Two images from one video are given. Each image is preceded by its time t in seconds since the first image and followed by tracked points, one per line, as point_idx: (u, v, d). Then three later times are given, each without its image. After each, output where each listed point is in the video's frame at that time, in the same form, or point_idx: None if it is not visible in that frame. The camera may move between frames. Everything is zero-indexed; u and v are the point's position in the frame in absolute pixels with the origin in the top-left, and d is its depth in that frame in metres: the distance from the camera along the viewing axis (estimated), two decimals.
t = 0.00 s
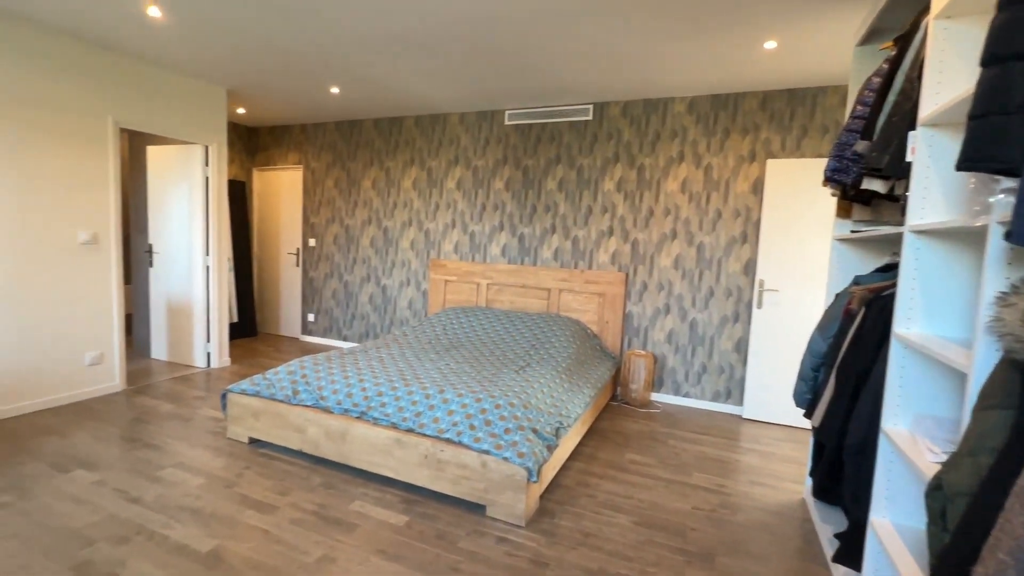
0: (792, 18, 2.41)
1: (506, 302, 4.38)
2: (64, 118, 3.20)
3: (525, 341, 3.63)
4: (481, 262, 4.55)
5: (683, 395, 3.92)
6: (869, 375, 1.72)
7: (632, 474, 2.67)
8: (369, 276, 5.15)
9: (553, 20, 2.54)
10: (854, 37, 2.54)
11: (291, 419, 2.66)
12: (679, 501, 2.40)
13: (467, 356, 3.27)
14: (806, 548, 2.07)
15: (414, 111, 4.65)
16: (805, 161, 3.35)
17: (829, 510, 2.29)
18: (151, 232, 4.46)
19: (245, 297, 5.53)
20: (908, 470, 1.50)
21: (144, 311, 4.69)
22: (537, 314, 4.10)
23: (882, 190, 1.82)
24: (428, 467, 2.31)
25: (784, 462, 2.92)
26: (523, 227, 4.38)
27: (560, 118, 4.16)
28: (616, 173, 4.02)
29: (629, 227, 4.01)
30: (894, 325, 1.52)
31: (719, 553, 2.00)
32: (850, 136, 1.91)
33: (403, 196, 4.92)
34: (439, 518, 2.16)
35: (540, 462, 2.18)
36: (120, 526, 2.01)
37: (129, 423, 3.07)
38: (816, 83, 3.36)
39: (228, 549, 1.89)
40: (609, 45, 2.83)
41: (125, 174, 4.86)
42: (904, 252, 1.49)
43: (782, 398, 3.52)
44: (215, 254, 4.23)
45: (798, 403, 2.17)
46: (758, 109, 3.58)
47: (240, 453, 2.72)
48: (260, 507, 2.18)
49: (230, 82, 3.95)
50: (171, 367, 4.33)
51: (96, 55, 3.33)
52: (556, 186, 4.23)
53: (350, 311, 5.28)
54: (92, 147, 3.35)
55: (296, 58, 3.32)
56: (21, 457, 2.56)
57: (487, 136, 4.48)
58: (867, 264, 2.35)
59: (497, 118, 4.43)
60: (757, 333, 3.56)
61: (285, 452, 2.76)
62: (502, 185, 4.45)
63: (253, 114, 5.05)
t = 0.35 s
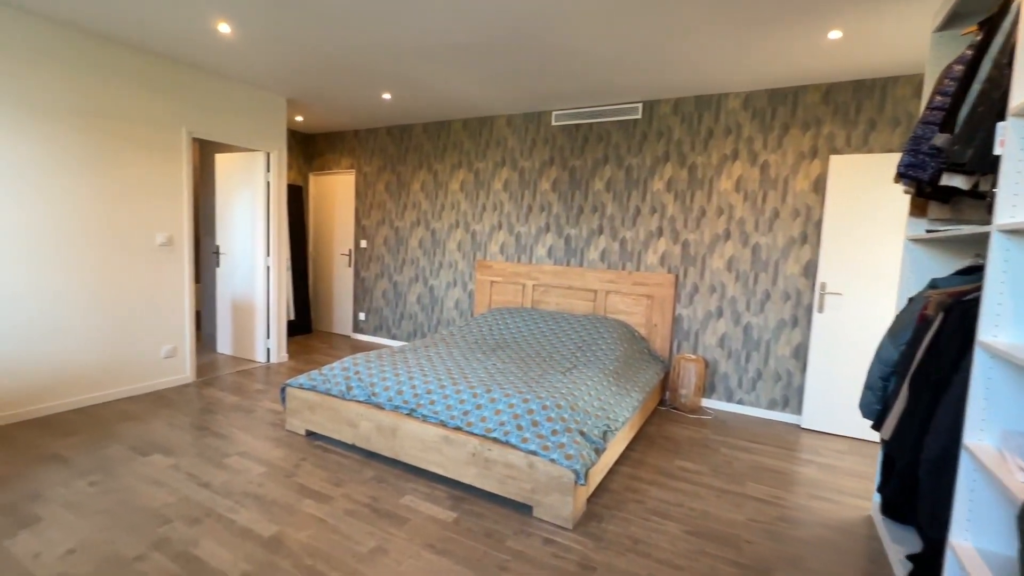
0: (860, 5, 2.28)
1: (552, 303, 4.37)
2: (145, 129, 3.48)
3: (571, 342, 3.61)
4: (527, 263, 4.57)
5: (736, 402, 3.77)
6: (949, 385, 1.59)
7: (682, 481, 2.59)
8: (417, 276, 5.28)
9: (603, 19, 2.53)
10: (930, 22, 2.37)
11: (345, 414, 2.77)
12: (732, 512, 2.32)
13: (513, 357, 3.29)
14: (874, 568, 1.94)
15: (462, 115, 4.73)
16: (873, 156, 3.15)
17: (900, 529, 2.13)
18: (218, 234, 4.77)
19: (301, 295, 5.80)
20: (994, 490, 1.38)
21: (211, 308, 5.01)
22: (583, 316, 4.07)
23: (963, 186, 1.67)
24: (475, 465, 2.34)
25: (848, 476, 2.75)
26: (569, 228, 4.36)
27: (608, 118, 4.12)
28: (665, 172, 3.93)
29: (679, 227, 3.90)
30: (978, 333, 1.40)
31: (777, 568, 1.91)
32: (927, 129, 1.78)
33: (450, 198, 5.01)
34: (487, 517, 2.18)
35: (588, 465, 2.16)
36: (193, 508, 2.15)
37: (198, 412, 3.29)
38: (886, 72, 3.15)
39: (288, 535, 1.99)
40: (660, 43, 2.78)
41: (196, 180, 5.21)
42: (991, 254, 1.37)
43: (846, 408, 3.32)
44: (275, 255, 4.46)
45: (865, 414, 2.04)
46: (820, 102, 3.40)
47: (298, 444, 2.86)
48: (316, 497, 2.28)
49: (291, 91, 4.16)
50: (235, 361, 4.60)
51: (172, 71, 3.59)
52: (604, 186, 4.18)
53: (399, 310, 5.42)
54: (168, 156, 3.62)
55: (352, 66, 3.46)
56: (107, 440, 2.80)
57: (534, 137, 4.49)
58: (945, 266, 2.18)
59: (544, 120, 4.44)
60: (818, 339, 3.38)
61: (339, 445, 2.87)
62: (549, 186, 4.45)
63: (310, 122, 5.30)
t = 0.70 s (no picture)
0: None
1: (599, 305, 4.32)
2: (214, 138, 3.72)
3: (619, 344, 3.55)
4: (574, 264, 4.54)
5: (794, 410, 3.59)
6: None
7: (736, 491, 2.50)
8: (464, 276, 5.36)
9: (654, 14, 2.48)
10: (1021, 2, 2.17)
11: (395, 410, 2.85)
12: (791, 525, 2.21)
13: (559, 358, 3.28)
14: None
15: (509, 116, 4.76)
16: (952, 149, 2.92)
17: (983, 553, 1.96)
18: (278, 236, 5.03)
19: (353, 295, 6.01)
20: None
21: (271, 306, 5.29)
22: (631, 318, 3.99)
23: None
24: (522, 465, 2.35)
25: (921, 493, 2.56)
26: (617, 228, 4.30)
27: (658, 115, 4.03)
28: (719, 170, 3.79)
29: (733, 227, 3.76)
30: None
31: None
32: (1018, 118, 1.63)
33: (497, 200, 5.06)
34: (534, 517, 2.19)
35: (637, 470, 2.12)
36: (256, 494, 2.29)
37: (260, 404, 3.49)
38: (968, 58, 2.91)
39: (343, 525, 2.07)
40: (714, 36, 2.69)
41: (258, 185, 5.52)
42: None
43: (918, 421, 3.09)
44: (330, 256, 4.65)
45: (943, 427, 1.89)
46: (891, 92, 3.18)
47: (351, 438, 2.97)
48: (369, 489, 2.37)
49: (345, 98, 4.34)
50: (292, 357, 4.83)
51: (239, 83, 3.82)
52: (653, 185, 4.09)
53: (446, 310, 5.52)
54: (235, 163, 3.85)
55: (403, 71, 3.55)
56: (180, 427, 3.01)
57: (581, 137, 4.46)
58: None
59: (592, 119, 4.39)
60: (887, 345, 3.17)
61: (389, 441, 2.95)
62: (596, 186, 4.40)
63: (363, 127, 5.49)
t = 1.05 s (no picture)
0: None
1: (647, 306, 4.23)
2: (275, 144, 3.92)
3: (667, 347, 3.46)
4: (620, 265, 4.47)
5: (858, 420, 3.39)
6: None
7: (793, 503, 2.38)
8: (508, 277, 5.39)
9: (707, 6, 2.41)
10: None
11: (442, 407, 2.90)
12: (855, 542, 2.08)
13: (605, 360, 3.24)
14: None
15: (555, 116, 4.75)
16: None
17: None
18: (331, 237, 5.24)
19: (401, 294, 6.17)
20: None
21: (325, 304, 5.52)
22: (680, 320, 3.89)
23: None
24: (568, 467, 2.34)
25: (1005, 515, 2.35)
26: (665, 228, 4.19)
27: (709, 111, 3.90)
28: (775, 167, 3.63)
29: (791, 226, 3.59)
30: None
31: None
32: None
33: (542, 200, 5.06)
34: (580, 519, 2.17)
35: (687, 476, 2.06)
36: (312, 483, 2.39)
37: (315, 398, 3.65)
38: None
39: (393, 517, 2.13)
40: (771, 26, 2.58)
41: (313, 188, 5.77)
42: None
43: (1002, 436, 2.84)
44: (380, 256, 4.80)
45: None
46: (971, 79, 2.94)
47: (400, 434, 3.05)
48: (417, 484, 2.43)
49: (396, 102, 4.47)
50: (344, 354, 5.02)
51: (297, 91, 4.02)
52: (704, 183, 3.97)
53: (491, 310, 5.57)
54: (293, 168, 4.05)
55: (452, 74, 3.62)
56: (242, 418, 3.19)
57: (628, 135, 4.39)
58: None
59: (640, 116, 4.31)
60: (966, 353, 2.93)
61: (436, 437, 3.02)
62: (644, 185, 4.31)
63: (412, 131, 5.63)
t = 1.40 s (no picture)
0: None
1: (695, 308, 4.11)
2: (327, 149, 4.08)
3: (717, 350, 3.35)
4: (667, 265, 4.36)
5: (929, 431, 3.16)
6: None
7: (856, 517, 2.24)
8: (552, 277, 5.37)
9: None
10: None
11: (487, 406, 2.93)
12: (927, 562, 1.94)
13: (652, 361, 3.17)
14: None
15: (600, 115, 4.70)
16: None
17: None
18: (379, 238, 5.39)
19: (445, 294, 6.28)
20: None
21: (373, 303, 5.69)
22: (731, 322, 3.75)
23: None
24: (614, 470, 2.30)
25: None
26: (715, 227, 4.06)
27: (763, 105, 3.74)
28: (836, 161, 3.44)
29: (853, 224, 3.39)
30: None
31: None
32: None
33: (587, 199, 5.01)
34: (626, 523, 2.14)
35: (740, 484, 1.98)
36: (362, 476, 2.47)
37: (364, 393, 3.77)
38: None
39: (439, 512, 2.17)
40: (832, 13, 2.45)
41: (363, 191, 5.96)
42: None
43: None
44: (426, 256, 4.90)
45: None
46: None
47: (445, 431, 3.10)
48: (462, 481, 2.46)
49: (442, 105, 4.55)
50: (391, 351, 5.16)
51: (348, 97, 4.17)
52: (758, 180, 3.82)
53: (534, 310, 5.57)
54: (344, 171, 4.20)
55: (497, 75, 3.66)
56: (297, 411, 3.34)
57: (676, 132, 4.28)
58: None
59: (688, 112, 4.20)
60: None
61: (480, 435, 3.05)
62: (693, 183, 4.19)
63: (457, 133, 5.72)
